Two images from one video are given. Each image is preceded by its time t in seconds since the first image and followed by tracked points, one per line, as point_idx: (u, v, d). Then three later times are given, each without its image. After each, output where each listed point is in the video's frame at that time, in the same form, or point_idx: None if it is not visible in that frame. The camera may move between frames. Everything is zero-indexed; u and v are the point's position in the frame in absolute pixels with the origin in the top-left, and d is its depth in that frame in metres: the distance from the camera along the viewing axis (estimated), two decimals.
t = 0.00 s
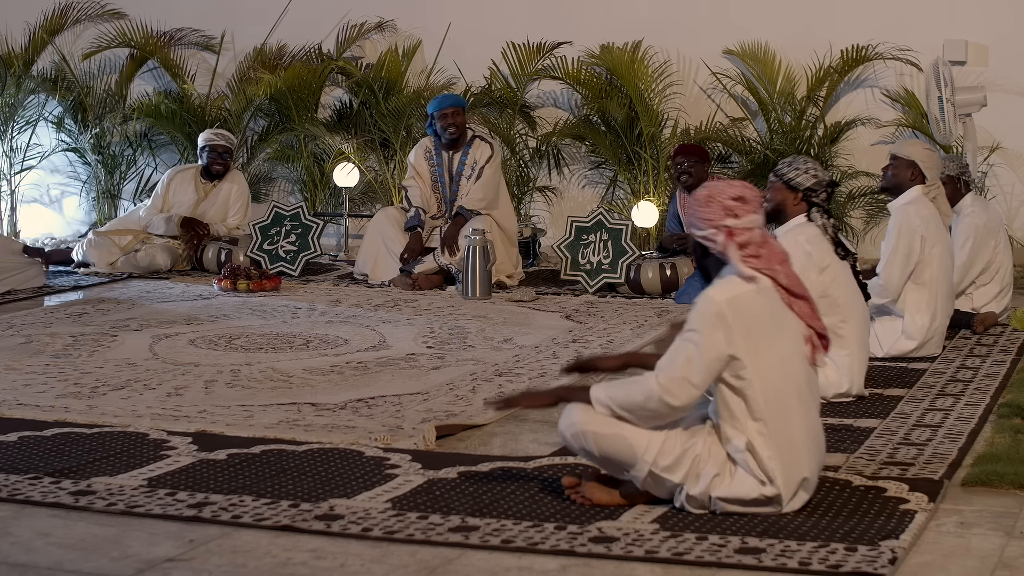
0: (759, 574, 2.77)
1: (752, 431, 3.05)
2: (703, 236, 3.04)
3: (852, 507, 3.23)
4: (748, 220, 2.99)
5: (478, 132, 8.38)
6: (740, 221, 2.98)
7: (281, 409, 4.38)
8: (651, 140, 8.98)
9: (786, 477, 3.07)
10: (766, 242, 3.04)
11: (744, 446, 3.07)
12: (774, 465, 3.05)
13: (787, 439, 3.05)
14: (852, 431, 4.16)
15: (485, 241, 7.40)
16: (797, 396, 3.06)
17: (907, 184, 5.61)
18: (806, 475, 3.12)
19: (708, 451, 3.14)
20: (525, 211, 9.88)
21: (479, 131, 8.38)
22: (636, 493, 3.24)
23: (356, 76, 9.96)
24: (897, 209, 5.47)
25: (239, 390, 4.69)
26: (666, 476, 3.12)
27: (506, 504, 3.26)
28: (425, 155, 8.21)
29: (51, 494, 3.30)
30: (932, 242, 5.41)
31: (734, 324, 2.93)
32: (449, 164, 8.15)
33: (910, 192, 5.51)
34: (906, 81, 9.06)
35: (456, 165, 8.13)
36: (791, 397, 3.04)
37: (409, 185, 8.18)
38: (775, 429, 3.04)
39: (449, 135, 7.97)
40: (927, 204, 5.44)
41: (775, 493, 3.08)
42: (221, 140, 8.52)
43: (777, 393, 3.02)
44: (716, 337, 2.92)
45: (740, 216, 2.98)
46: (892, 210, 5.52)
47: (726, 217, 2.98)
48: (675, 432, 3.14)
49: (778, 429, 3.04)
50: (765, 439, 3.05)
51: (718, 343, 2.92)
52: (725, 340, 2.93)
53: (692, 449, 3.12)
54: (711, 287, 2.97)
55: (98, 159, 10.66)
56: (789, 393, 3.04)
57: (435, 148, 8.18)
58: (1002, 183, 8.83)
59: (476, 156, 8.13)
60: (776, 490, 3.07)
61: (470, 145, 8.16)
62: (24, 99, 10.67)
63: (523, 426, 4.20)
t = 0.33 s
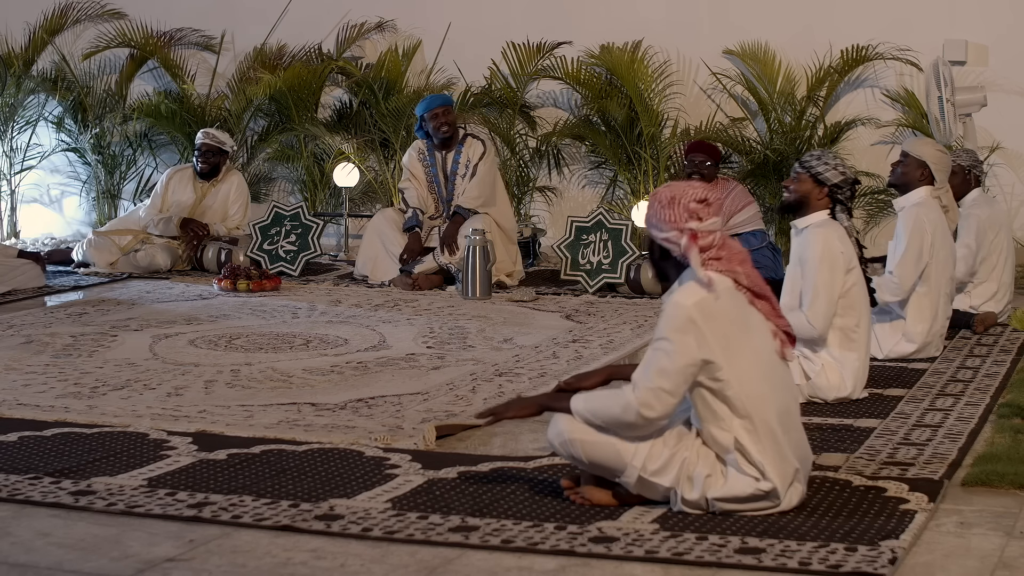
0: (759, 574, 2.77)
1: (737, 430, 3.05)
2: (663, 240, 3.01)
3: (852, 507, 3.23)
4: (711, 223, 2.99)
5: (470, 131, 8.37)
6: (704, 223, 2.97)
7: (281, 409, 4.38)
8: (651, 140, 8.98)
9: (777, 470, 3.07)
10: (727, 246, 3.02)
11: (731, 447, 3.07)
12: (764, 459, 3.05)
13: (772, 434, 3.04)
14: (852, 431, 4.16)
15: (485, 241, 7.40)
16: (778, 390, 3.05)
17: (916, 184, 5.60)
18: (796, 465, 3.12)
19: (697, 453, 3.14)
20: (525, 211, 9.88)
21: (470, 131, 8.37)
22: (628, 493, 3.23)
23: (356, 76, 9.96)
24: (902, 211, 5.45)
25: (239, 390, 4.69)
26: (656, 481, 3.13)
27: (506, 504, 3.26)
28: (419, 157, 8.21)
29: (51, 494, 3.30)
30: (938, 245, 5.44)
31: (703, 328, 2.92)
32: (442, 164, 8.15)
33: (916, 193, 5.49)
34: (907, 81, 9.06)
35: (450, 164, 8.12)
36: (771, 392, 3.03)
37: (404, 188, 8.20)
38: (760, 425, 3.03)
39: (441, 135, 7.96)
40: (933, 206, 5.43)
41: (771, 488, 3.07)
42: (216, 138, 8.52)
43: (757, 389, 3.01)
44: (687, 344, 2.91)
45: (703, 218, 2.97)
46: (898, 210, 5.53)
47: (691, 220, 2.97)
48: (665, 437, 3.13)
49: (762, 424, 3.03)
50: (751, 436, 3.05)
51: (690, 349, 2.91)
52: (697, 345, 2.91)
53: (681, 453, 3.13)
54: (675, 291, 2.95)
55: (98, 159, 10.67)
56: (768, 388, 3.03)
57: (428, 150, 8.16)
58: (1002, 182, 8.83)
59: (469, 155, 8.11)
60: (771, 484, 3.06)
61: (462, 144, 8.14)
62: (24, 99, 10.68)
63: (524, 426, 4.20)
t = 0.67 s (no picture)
0: (759, 574, 2.77)
1: (735, 426, 3.04)
2: (681, 239, 2.98)
3: (852, 507, 3.23)
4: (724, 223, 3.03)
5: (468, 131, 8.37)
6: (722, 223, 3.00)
7: (281, 409, 4.38)
8: (651, 140, 8.98)
9: (775, 465, 3.06)
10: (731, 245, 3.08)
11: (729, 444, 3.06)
12: (761, 455, 3.04)
13: (769, 429, 3.03)
14: (852, 431, 4.16)
15: (485, 241, 7.40)
16: (774, 385, 3.04)
17: (915, 184, 5.60)
18: (794, 462, 3.11)
19: (697, 452, 3.14)
20: (525, 211, 9.89)
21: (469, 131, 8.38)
22: (628, 493, 3.23)
23: (356, 76, 9.96)
24: (907, 212, 5.40)
25: (239, 390, 4.69)
26: (656, 479, 3.13)
27: (506, 504, 3.26)
28: (416, 158, 8.19)
29: (51, 494, 3.30)
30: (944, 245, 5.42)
31: (696, 326, 2.92)
32: (440, 164, 8.14)
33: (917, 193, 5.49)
34: (907, 81, 9.06)
35: (448, 164, 8.12)
36: (767, 387, 3.03)
37: (403, 188, 8.18)
38: (757, 420, 3.02)
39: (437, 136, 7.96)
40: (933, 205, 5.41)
41: (768, 482, 3.06)
42: (215, 138, 8.49)
43: (753, 385, 3.01)
44: (680, 342, 2.91)
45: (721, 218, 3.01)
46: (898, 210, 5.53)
47: (711, 220, 2.99)
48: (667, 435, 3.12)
49: (758, 422, 3.02)
50: (747, 432, 3.04)
51: (683, 347, 2.91)
52: (691, 342, 2.92)
53: (681, 451, 3.13)
54: (675, 288, 2.95)
55: (98, 159, 10.67)
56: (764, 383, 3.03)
57: (425, 151, 8.16)
58: (1002, 182, 8.83)
59: (466, 154, 8.11)
60: (768, 479, 3.06)
61: (460, 144, 8.14)
62: (24, 99, 10.69)
63: (524, 426, 4.20)
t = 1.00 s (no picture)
0: (759, 574, 2.77)
1: (745, 431, 3.04)
2: (721, 237, 2.96)
3: (852, 507, 3.23)
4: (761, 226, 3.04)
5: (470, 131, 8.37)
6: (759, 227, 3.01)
7: (281, 409, 4.38)
8: (651, 140, 8.98)
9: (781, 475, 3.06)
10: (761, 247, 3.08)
11: (735, 447, 3.06)
12: (769, 464, 3.04)
13: (778, 437, 3.04)
14: (852, 431, 4.16)
15: (485, 241, 7.40)
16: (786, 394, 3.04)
17: (909, 183, 5.61)
18: (796, 473, 3.12)
19: (698, 453, 3.13)
20: (526, 211, 9.89)
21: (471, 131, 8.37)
22: (628, 493, 3.23)
23: (356, 76, 9.96)
24: (898, 210, 5.40)
25: (239, 390, 4.69)
26: (657, 479, 3.14)
27: (506, 504, 3.26)
28: (418, 157, 8.20)
29: (51, 494, 3.30)
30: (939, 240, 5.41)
31: (720, 326, 2.91)
32: (441, 164, 8.15)
33: (910, 191, 5.51)
34: (906, 80, 9.06)
35: (449, 163, 8.12)
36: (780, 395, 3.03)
37: (403, 188, 8.18)
38: (768, 427, 3.03)
39: (440, 135, 7.96)
40: (927, 203, 5.40)
41: (773, 491, 3.06)
42: (218, 139, 8.51)
43: (766, 391, 3.01)
44: (701, 341, 2.90)
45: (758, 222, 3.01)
46: (892, 209, 5.55)
47: (751, 222, 2.98)
48: (665, 433, 3.14)
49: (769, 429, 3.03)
50: (758, 438, 3.04)
51: (703, 349, 2.90)
52: (711, 342, 2.91)
53: (681, 451, 3.13)
54: (714, 285, 2.92)
55: (98, 159, 10.67)
56: (777, 390, 3.02)
57: (426, 150, 8.16)
58: (1002, 182, 8.83)
59: (467, 154, 8.11)
60: (774, 488, 3.06)
61: (461, 144, 8.14)
62: (24, 99, 10.70)
63: (524, 426, 4.20)
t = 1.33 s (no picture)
0: (759, 574, 2.77)
1: (755, 429, 3.05)
2: (775, 237, 2.96)
3: (852, 507, 3.23)
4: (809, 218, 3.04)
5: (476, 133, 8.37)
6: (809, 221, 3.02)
7: (281, 409, 4.38)
8: (651, 140, 8.99)
9: (786, 479, 3.07)
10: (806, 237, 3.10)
11: (746, 443, 3.06)
12: (775, 465, 3.06)
13: (787, 439, 3.05)
14: (852, 430, 4.16)
15: (485, 241, 7.40)
16: (799, 396, 3.06)
17: (914, 181, 5.63)
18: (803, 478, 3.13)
19: (705, 452, 3.13)
20: (526, 211, 9.88)
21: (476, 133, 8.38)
22: (633, 493, 3.25)
23: (355, 76, 9.96)
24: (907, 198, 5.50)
25: (239, 390, 4.69)
26: (662, 476, 3.14)
27: (506, 504, 3.26)
28: (422, 156, 8.19)
29: (51, 494, 3.30)
30: (933, 239, 5.46)
31: (743, 320, 2.93)
32: (446, 164, 8.15)
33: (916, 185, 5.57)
34: (906, 79, 9.06)
35: (453, 165, 8.13)
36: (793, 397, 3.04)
37: (406, 187, 8.17)
38: (778, 429, 3.04)
39: (447, 137, 7.96)
40: (932, 199, 5.46)
41: (774, 494, 3.08)
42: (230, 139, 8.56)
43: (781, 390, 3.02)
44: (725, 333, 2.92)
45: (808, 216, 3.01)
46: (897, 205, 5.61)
47: (803, 218, 2.98)
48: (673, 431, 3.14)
49: (780, 429, 3.04)
50: (768, 437, 3.05)
51: (733, 337, 2.92)
52: (735, 335, 2.92)
53: (689, 450, 3.13)
54: (745, 279, 2.95)
55: (98, 159, 10.67)
56: (792, 392, 3.04)
57: (432, 150, 8.16)
58: (1002, 182, 8.84)
59: (473, 156, 8.12)
60: (775, 491, 3.07)
61: (467, 145, 8.15)
62: (24, 98, 10.71)
63: (523, 426, 4.21)
